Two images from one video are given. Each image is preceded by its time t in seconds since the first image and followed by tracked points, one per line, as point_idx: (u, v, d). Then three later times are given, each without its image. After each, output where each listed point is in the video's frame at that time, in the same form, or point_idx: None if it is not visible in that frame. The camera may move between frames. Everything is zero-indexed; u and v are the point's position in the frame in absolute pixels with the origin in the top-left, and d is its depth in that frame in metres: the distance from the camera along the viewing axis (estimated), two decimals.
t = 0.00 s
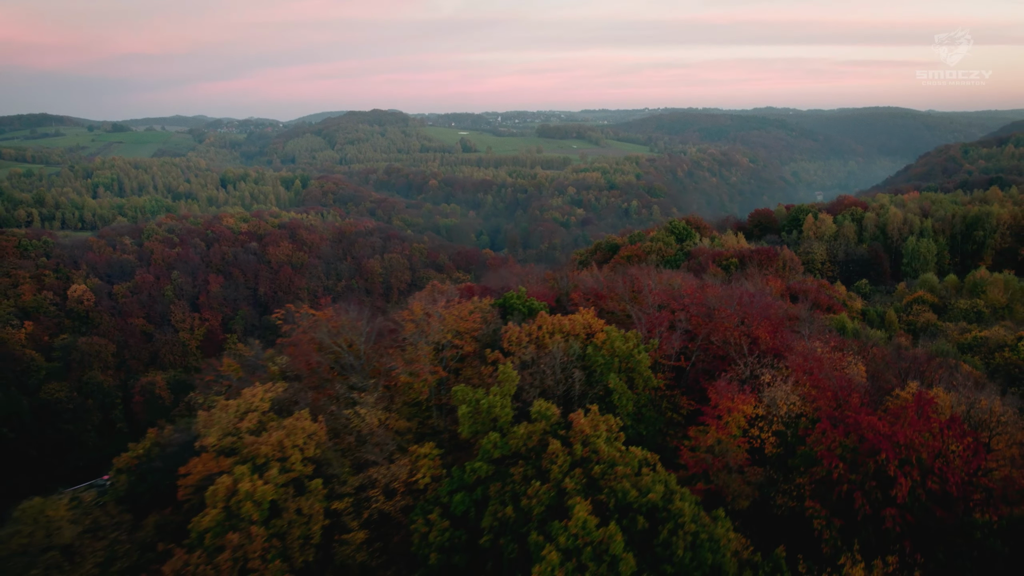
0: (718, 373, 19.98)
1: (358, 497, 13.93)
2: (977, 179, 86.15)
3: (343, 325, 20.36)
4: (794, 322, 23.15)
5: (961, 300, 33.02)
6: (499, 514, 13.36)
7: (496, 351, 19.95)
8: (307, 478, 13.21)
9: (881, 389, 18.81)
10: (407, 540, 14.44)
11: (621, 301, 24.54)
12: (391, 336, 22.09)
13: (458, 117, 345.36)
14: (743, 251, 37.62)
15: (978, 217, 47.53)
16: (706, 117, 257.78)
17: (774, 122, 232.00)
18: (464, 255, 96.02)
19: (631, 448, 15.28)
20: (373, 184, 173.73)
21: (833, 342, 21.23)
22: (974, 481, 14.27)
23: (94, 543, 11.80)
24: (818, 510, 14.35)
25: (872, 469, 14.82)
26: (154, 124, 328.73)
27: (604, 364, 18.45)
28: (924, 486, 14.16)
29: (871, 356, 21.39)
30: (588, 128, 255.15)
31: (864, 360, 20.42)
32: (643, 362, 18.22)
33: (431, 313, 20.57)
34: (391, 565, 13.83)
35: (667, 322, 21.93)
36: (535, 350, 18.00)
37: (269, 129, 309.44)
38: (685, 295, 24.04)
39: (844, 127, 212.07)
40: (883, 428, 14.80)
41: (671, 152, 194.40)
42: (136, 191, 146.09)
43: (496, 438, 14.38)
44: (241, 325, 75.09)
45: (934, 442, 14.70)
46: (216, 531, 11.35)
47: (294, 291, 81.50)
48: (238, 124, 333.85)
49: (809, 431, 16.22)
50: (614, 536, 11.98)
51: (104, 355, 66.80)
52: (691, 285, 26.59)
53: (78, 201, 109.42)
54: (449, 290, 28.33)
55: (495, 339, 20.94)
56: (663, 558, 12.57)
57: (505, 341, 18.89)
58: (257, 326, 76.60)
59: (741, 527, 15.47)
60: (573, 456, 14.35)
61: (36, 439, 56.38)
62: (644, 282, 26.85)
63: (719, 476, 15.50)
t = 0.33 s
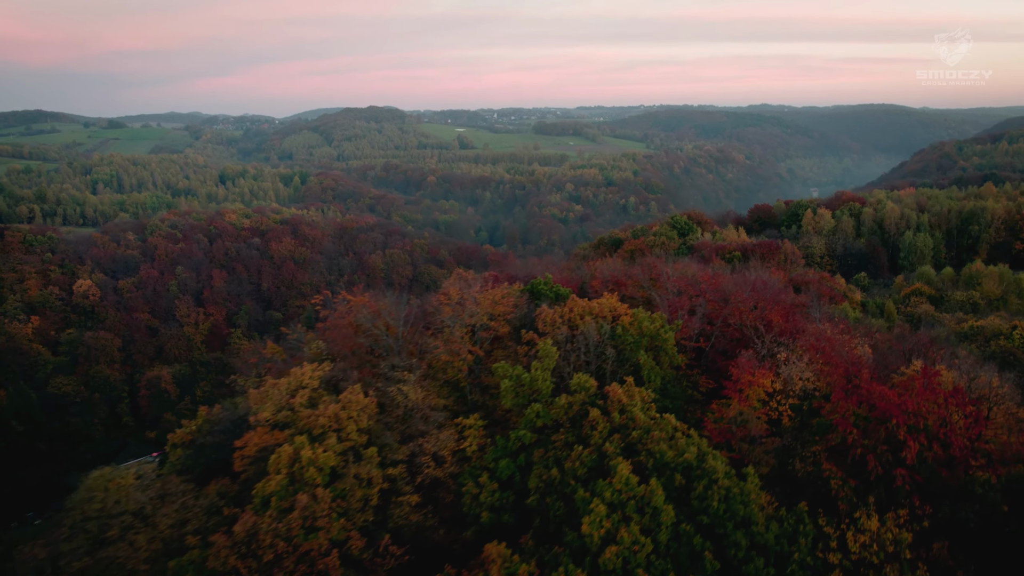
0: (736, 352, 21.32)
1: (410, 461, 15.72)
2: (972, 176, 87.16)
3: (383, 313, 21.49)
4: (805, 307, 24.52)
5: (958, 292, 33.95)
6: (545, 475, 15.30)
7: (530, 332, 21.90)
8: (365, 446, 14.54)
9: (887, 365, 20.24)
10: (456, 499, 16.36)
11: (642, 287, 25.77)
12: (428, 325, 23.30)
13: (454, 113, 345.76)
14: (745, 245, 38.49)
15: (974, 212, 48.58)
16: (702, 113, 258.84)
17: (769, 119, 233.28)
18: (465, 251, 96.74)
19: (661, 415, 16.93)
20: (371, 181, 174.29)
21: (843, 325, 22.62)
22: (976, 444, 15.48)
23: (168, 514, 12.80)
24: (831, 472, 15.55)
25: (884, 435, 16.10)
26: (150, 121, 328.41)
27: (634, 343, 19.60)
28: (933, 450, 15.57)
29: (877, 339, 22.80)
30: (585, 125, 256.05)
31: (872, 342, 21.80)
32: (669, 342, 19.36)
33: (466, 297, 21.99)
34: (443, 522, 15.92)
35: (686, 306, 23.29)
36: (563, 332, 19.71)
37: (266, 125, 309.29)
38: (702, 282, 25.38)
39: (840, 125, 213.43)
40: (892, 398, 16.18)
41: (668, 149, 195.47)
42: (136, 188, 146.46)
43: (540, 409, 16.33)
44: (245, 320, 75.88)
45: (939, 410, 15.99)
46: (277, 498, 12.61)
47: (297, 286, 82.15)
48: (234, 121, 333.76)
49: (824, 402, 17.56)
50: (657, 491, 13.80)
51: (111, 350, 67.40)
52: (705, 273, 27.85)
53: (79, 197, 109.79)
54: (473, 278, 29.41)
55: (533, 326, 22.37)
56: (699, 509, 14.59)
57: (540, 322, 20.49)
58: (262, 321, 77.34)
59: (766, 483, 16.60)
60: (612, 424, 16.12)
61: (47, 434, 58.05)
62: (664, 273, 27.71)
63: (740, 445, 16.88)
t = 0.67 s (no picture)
0: (750, 332, 22.84)
1: (452, 430, 17.52)
2: (967, 172, 88.29)
3: (418, 298, 24.09)
4: (814, 296, 26.05)
5: (954, 285, 34.86)
6: (583, 443, 17.03)
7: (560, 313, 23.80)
8: (417, 421, 16.74)
9: (891, 348, 21.79)
10: (496, 465, 18.10)
11: (660, 275, 27.11)
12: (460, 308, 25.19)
13: (451, 110, 346.09)
14: (747, 239, 39.43)
15: (969, 207, 49.62)
16: (699, 111, 259.85)
17: (765, 116, 234.46)
18: (466, 247, 97.26)
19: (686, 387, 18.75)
20: (369, 177, 174.82)
21: (851, 312, 24.22)
22: (976, 415, 16.95)
23: (230, 478, 15.15)
24: (846, 440, 17.17)
25: (893, 406, 17.64)
26: (146, 118, 327.78)
27: (658, 324, 21.20)
28: (938, 420, 16.92)
29: (884, 326, 24.36)
30: (582, 121, 256.84)
31: (878, 329, 23.37)
32: (691, 322, 20.88)
33: (497, 287, 23.89)
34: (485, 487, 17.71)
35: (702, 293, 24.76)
36: (593, 315, 21.34)
37: (263, 122, 309.06)
38: (718, 269, 26.88)
39: (835, 122, 214.63)
40: (901, 371, 17.83)
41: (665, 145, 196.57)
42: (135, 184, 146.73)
43: (575, 382, 18.10)
44: (249, 315, 76.66)
45: (942, 382, 17.61)
46: (334, 463, 14.81)
47: (300, 281, 82.79)
48: (231, 117, 333.33)
49: (837, 377, 19.26)
50: (688, 453, 15.31)
51: (116, 344, 68.65)
52: (718, 263, 29.39)
53: (80, 194, 110.08)
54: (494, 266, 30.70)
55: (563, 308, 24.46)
56: (727, 469, 16.26)
57: (570, 306, 22.34)
58: (265, 316, 78.03)
59: (787, 450, 18.16)
60: (643, 395, 17.76)
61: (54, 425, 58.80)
62: (681, 264, 28.67)
63: (758, 417, 18.55)
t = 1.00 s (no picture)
0: (764, 316, 24.31)
1: (492, 405, 19.73)
2: (961, 169, 89.41)
3: (447, 284, 27.11)
4: (822, 283, 27.60)
5: (950, 277, 35.75)
6: (615, 415, 18.92)
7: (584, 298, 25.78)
8: (454, 398, 19.20)
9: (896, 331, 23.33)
10: (531, 438, 20.37)
11: (677, 264, 28.56)
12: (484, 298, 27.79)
13: (448, 107, 346.25)
14: (749, 232, 40.25)
15: (965, 202, 50.60)
16: (695, 107, 260.87)
17: (761, 113, 235.63)
18: (466, 242, 97.69)
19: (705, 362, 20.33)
20: (368, 174, 175.34)
21: (857, 299, 25.86)
22: (978, 390, 18.61)
23: (283, 452, 17.70)
24: (857, 413, 18.63)
25: (899, 380, 19.16)
26: (143, 114, 327.10)
27: (679, 308, 22.35)
28: (944, 392, 18.55)
29: (888, 314, 26.01)
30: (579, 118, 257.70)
31: (882, 315, 24.96)
32: (710, 303, 22.33)
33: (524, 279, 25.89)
34: (521, 458, 20.08)
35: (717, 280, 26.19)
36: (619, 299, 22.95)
37: (259, 118, 308.66)
38: (731, 259, 28.42)
39: (831, 118, 215.82)
40: (907, 348, 19.37)
41: (661, 142, 197.50)
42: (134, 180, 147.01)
43: (605, 359, 19.89)
44: (253, 310, 77.40)
45: (946, 359, 19.14)
46: (382, 437, 17.28)
47: (302, 276, 83.59)
48: (227, 114, 332.84)
49: (847, 354, 20.47)
50: (715, 422, 17.26)
51: (122, 338, 69.16)
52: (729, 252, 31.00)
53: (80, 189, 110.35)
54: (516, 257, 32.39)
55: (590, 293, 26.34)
56: (751, 436, 18.01)
57: (596, 291, 24.17)
58: (268, 310, 78.80)
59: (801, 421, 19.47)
60: (672, 370, 19.42)
61: (61, 419, 61.23)
62: (696, 257, 29.44)
63: (776, 392, 19.99)
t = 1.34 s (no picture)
0: (776, 299, 25.67)
1: (526, 384, 21.95)
2: (956, 165, 90.53)
3: (475, 273, 30.75)
4: (831, 272, 29.16)
5: (947, 270, 36.75)
6: (641, 390, 20.57)
7: (606, 283, 27.64)
8: (486, 378, 21.82)
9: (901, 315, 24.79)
10: (563, 412, 22.19)
11: (691, 251, 30.18)
12: (510, 286, 30.64)
13: (444, 104, 346.34)
14: (752, 226, 41.49)
15: (961, 197, 51.61)
16: (692, 103, 261.80)
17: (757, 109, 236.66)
18: (466, 237, 98.31)
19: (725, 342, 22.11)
20: (366, 169, 176.02)
21: (865, 287, 27.42)
22: (976, 368, 19.63)
23: (329, 427, 20.87)
24: (869, 393, 19.88)
25: (904, 357, 20.43)
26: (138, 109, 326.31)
27: (707, 293, 24.24)
28: (946, 369, 19.56)
29: (895, 301, 27.54)
30: (576, 115, 258.50)
31: (889, 302, 26.46)
32: (725, 288, 23.93)
33: (551, 270, 27.93)
34: (553, 431, 21.74)
35: (732, 267, 27.67)
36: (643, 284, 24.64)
37: (255, 114, 308.41)
38: (744, 247, 29.97)
39: (826, 115, 217.08)
40: (912, 328, 20.59)
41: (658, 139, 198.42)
42: (133, 176, 147.29)
43: (631, 339, 21.82)
44: (257, 304, 78.26)
45: (949, 338, 20.21)
46: (423, 411, 20.04)
47: (305, 272, 84.56)
48: (223, 110, 332.52)
49: (854, 335, 21.97)
50: (736, 395, 19.07)
51: (127, 333, 70.17)
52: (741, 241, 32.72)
53: (81, 185, 110.78)
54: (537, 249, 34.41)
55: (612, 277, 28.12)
56: (771, 407, 19.57)
57: (619, 277, 25.92)
58: (271, 305, 79.80)
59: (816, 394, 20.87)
60: (694, 349, 21.08)
61: (69, 412, 62.62)
62: (707, 248, 30.61)
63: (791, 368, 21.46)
